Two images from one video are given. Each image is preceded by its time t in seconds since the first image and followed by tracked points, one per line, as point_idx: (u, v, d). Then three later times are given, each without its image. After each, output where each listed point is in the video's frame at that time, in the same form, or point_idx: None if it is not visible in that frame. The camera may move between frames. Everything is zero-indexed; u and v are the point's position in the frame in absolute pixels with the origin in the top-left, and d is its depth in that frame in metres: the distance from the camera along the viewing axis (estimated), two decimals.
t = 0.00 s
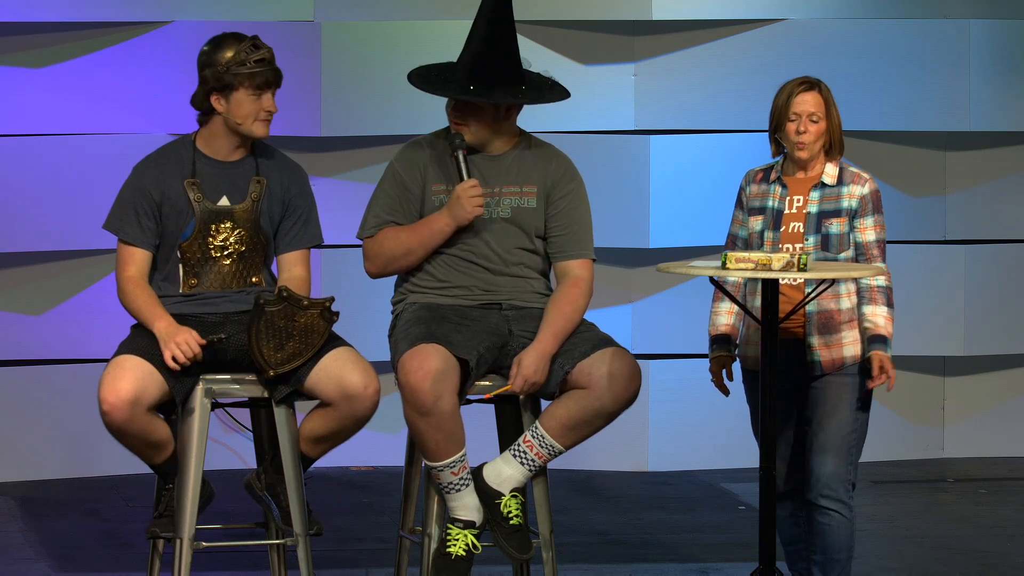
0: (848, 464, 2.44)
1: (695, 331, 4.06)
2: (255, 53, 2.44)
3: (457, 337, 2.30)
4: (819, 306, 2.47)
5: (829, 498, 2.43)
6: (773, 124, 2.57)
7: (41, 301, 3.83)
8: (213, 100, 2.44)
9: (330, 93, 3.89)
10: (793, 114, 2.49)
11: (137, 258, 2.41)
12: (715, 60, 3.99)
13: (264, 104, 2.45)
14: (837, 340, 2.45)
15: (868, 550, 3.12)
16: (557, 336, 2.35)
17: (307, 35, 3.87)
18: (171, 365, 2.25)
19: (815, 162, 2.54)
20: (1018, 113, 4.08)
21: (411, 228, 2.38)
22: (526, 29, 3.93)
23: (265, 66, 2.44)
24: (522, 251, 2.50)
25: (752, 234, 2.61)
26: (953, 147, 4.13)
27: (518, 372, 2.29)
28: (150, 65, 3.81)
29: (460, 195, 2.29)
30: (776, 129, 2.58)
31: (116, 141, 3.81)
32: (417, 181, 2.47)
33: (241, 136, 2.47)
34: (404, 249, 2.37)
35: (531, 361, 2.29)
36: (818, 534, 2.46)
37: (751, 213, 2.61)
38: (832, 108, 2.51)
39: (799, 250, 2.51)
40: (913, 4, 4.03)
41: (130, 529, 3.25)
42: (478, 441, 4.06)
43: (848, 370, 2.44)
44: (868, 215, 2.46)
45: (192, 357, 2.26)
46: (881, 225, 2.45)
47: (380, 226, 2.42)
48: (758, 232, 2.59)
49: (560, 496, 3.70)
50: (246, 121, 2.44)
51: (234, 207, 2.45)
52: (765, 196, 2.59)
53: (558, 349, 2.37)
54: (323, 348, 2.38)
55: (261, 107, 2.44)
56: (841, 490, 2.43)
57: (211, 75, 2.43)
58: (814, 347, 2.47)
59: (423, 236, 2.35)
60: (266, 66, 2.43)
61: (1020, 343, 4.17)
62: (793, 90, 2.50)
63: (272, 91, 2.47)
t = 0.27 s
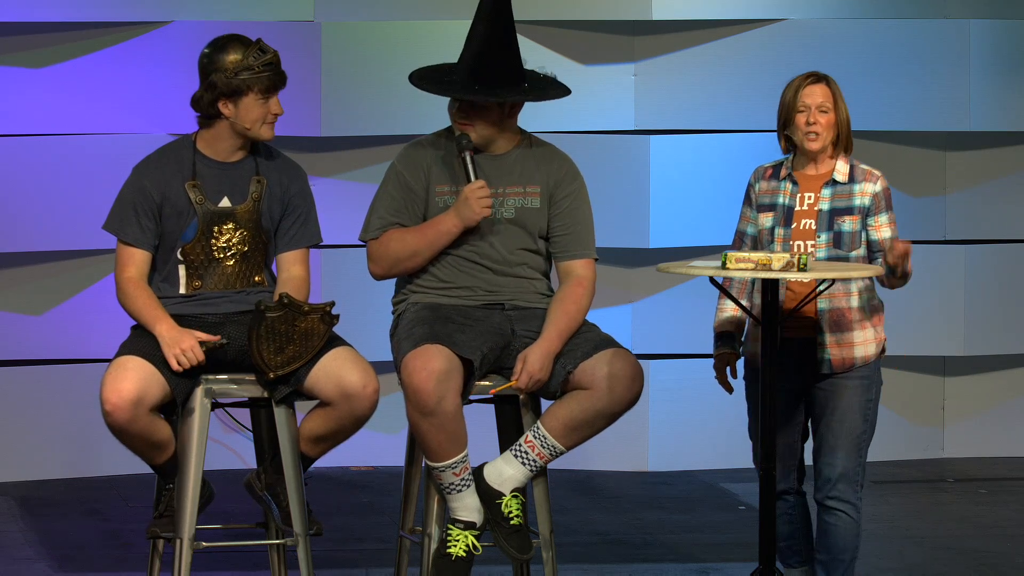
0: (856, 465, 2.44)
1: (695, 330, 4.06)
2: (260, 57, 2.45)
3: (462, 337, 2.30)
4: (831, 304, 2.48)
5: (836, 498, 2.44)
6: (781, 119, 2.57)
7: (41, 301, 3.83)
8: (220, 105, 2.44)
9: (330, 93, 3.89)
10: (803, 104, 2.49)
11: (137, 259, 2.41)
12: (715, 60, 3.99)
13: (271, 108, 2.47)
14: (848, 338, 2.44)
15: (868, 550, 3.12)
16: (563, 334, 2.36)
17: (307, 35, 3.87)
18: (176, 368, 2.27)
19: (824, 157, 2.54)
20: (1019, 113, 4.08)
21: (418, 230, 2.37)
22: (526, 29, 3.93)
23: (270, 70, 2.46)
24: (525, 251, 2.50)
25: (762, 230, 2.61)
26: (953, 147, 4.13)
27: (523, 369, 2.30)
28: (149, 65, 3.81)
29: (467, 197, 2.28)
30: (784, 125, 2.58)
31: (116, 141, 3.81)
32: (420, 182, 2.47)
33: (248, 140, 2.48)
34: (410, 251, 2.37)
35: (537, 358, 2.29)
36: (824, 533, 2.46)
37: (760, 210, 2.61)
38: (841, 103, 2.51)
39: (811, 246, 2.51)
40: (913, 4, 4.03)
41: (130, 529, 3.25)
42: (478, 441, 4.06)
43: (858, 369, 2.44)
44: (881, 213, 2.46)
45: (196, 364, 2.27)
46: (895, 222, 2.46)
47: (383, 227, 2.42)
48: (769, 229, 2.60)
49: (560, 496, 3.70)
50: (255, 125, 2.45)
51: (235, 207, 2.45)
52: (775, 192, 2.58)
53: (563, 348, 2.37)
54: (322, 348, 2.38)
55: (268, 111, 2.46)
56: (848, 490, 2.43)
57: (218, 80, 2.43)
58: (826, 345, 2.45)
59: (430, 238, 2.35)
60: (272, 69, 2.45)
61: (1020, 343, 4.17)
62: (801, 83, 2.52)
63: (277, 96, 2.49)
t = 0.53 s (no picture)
0: (861, 468, 2.44)
1: (695, 330, 4.06)
2: (262, 58, 2.45)
3: (456, 337, 2.30)
4: (839, 305, 2.47)
5: (840, 501, 2.44)
6: (787, 122, 2.58)
7: (41, 302, 3.83)
8: (222, 106, 2.44)
9: (330, 93, 3.89)
10: (808, 106, 2.50)
11: (138, 259, 2.41)
12: (715, 60, 3.99)
13: (272, 109, 2.47)
14: (855, 341, 2.43)
15: (868, 550, 3.12)
16: (562, 335, 2.36)
17: (307, 36, 3.87)
18: (177, 370, 2.27)
19: (832, 157, 2.54)
20: (1019, 113, 4.08)
21: (422, 239, 2.38)
22: (526, 29, 3.93)
23: (271, 71, 2.46)
24: (525, 251, 2.50)
25: (771, 231, 2.60)
26: (953, 147, 4.13)
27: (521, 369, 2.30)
28: (149, 65, 3.81)
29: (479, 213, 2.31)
30: (789, 130, 2.59)
31: (116, 141, 3.81)
32: (420, 183, 2.47)
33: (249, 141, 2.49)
34: (413, 259, 2.37)
35: (536, 357, 2.29)
36: (827, 535, 2.47)
37: (770, 211, 2.60)
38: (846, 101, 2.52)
39: (819, 247, 2.51)
40: (913, 4, 4.03)
41: (130, 529, 3.25)
42: (478, 440, 4.06)
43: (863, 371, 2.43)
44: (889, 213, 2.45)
45: (196, 366, 2.27)
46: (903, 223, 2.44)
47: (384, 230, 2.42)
48: (778, 230, 2.58)
49: (560, 496, 3.70)
50: (256, 126, 2.45)
51: (236, 207, 2.45)
52: (784, 193, 2.58)
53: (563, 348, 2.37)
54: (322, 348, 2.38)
55: (270, 111, 2.47)
56: (853, 493, 2.44)
57: (220, 81, 2.43)
58: (833, 347, 2.44)
59: (434, 249, 2.35)
60: (273, 69, 2.45)
61: (1020, 342, 4.17)
62: (805, 84, 2.54)
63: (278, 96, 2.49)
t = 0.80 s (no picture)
0: (862, 469, 2.44)
1: (695, 330, 4.06)
2: (263, 58, 2.45)
3: (457, 338, 2.31)
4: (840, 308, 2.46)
5: (841, 502, 2.45)
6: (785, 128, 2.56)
7: (41, 302, 3.83)
8: (222, 105, 2.44)
9: (330, 93, 3.89)
10: (801, 116, 2.49)
11: (137, 259, 2.41)
12: (715, 60, 3.99)
13: (273, 108, 2.47)
14: (856, 344, 2.43)
15: (868, 550, 3.12)
16: (562, 336, 2.36)
17: (307, 36, 3.87)
18: (176, 369, 2.27)
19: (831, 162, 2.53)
20: (1019, 113, 4.08)
21: (427, 257, 2.37)
22: (526, 29, 3.93)
23: (272, 70, 2.46)
24: (524, 250, 2.49)
25: (772, 233, 2.59)
26: (953, 147, 4.13)
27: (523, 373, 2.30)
28: (149, 65, 3.81)
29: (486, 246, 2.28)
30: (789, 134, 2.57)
31: (116, 141, 3.81)
32: (420, 184, 2.46)
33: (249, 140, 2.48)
34: (414, 274, 2.37)
35: (537, 361, 2.30)
36: (828, 536, 2.47)
37: (770, 213, 2.60)
38: (841, 106, 2.47)
39: (818, 251, 2.50)
40: (914, 4, 4.03)
41: (130, 529, 3.25)
42: (478, 440, 4.06)
43: (863, 374, 2.43)
44: (888, 215, 2.44)
45: (195, 365, 2.27)
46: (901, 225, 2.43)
47: (384, 231, 2.41)
48: (778, 232, 2.58)
49: (560, 496, 3.70)
50: (256, 125, 2.45)
51: (236, 207, 2.45)
52: (785, 195, 2.58)
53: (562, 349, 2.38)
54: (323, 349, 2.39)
55: (270, 111, 2.47)
56: (855, 495, 2.44)
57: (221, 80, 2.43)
58: (834, 351, 2.44)
59: (436, 271, 2.35)
60: (273, 69, 2.45)
61: (1021, 342, 4.17)
62: (800, 91, 2.50)
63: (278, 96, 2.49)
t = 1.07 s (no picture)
0: (861, 470, 2.44)
1: (695, 330, 4.06)
2: (263, 57, 2.45)
3: (457, 337, 2.31)
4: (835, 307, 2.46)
5: (841, 502, 2.45)
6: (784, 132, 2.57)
7: (41, 302, 3.83)
8: (222, 105, 2.44)
9: (330, 93, 3.89)
10: (796, 119, 2.49)
11: (137, 258, 2.41)
12: (715, 60, 3.99)
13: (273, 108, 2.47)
14: (852, 344, 2.43)
15: (868, 550, 3.12)
16: (566, 327, 2.38)
17: (307, 35, 3.87)
18: (171, 369, 2.26)
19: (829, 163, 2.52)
20: (1019, 113, 4.08)
21: (434, 284, 2.36)
22: (526, 29, 3.93)
23: (272, 70, 2.47)
24: (525, 251, 2.50)
25: (769, 235, 2.60)
26: (953, 147, 4.13)
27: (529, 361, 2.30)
28: (149, 65, 3.81)
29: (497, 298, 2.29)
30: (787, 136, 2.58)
31: (116, 141, 3.81)
32: (422, 185, 2.44)
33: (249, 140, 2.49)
34: (418, 292, 2.37)
35: (543, 349, 2.31)
36: (828, 536, 2.47)
37: (768, 215, 2.60)
38: (837, 108, 2.47)
39: (815, 251, 2.50)
40: (914, 4, 4.03)
41: (130, 529, 3.25)
42: (478, 440, 4.06)
43: (858, 374, 2.43)
44: (882, 214, 2.42)
45: (194, 366, 2.26)
46: (896, 225, 2.41)
47: (391, 234, 2.40)
48: (775, 233, 2.58)
49: (560, 496, 3.70)
50: (256, 124, 2.46)
51: (236, 207, 2.45)
52: (782, 197, 2.58)
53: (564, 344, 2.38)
54: (324, 348, 2.39)
55: (270, 110, 2.47)
56: (854, 495, 2.44)
57: (220, 81, 2.43)
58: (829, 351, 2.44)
59: (442, 301, 2.35)
60: (273, 68, 2.45)
61: (1021, 342, 4.17)
62: (795, 93, 2.51)
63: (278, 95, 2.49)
